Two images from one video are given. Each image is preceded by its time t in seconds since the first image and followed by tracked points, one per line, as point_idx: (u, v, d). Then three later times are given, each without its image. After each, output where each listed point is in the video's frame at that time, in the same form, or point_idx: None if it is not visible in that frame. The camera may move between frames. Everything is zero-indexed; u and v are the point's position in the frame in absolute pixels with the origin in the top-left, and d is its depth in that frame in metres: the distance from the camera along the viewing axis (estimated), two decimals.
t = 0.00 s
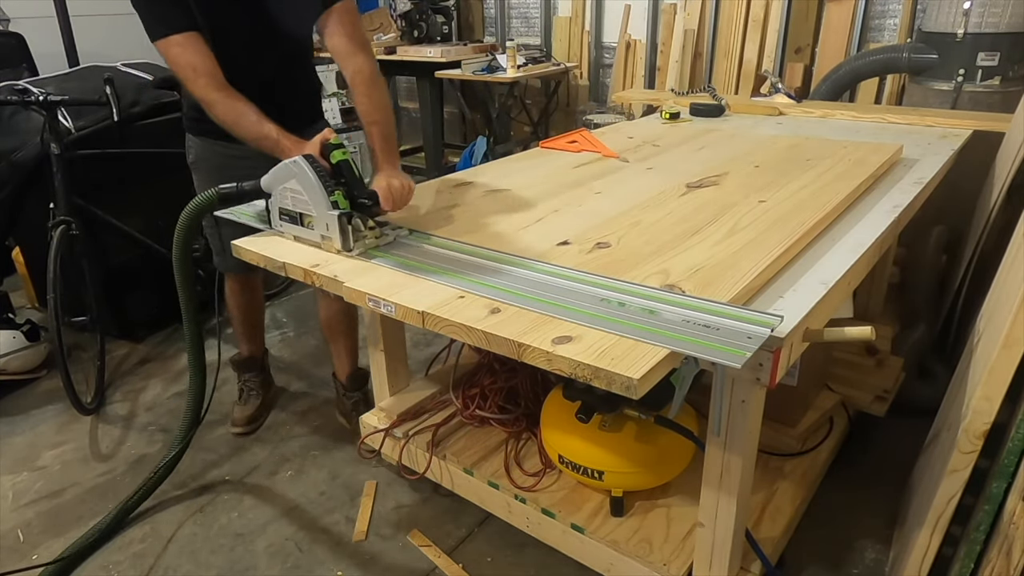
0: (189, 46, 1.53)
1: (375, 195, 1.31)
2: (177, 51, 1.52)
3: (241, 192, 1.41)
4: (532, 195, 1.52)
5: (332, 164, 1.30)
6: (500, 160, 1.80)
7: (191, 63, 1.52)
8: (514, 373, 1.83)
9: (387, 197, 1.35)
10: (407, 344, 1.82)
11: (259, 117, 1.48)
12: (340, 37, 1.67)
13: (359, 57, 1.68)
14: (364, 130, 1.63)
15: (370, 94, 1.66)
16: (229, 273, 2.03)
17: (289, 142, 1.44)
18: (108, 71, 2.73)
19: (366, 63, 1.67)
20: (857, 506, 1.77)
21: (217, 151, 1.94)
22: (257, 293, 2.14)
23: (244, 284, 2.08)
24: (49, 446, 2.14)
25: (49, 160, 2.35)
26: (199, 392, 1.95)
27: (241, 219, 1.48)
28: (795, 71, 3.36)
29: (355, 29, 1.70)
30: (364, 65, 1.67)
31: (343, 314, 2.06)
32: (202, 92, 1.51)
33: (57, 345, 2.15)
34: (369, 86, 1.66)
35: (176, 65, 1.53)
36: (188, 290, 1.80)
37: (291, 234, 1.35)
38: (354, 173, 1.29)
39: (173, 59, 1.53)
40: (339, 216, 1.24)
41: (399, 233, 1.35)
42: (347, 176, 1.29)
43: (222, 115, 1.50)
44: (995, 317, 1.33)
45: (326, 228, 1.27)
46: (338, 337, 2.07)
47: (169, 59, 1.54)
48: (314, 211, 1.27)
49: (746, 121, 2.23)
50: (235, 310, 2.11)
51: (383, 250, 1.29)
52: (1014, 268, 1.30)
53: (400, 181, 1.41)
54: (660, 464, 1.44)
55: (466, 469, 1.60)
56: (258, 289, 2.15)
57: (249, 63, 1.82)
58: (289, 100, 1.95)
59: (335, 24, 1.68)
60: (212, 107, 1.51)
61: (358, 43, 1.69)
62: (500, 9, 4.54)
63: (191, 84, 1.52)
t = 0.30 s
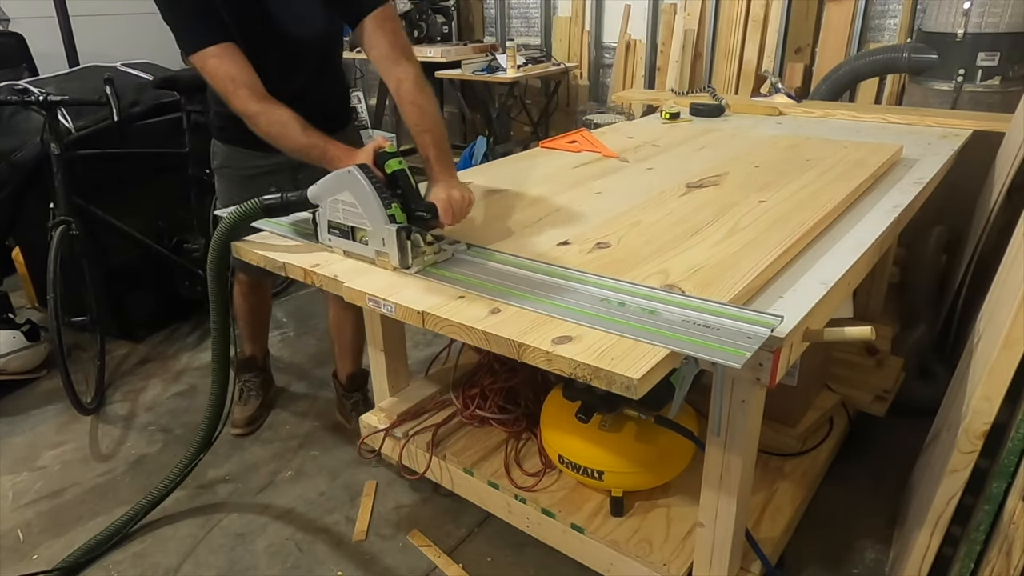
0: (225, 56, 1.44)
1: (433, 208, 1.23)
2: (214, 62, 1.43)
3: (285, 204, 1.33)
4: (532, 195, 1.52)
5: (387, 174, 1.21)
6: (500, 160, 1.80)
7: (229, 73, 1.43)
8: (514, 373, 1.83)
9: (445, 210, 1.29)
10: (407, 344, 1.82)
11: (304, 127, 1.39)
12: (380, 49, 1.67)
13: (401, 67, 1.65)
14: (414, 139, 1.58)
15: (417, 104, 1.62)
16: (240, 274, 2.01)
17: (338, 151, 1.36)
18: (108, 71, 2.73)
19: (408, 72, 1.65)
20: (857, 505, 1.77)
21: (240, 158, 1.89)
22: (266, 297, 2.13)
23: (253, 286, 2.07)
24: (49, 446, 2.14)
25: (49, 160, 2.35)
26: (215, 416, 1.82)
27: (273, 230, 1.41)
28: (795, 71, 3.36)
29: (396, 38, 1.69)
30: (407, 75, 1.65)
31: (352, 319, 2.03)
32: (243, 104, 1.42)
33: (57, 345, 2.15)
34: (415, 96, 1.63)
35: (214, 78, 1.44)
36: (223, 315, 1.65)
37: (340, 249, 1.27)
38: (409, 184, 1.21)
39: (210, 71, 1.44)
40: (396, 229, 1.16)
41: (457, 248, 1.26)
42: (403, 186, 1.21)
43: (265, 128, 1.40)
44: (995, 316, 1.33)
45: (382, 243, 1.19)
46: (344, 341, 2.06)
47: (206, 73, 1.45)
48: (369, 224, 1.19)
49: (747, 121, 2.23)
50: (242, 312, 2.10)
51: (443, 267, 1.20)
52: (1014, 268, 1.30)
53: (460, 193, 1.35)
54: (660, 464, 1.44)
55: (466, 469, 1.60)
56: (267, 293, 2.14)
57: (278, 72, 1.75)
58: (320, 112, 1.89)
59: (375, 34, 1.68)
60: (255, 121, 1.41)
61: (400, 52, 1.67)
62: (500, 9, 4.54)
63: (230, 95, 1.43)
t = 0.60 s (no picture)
0: (267, 54, 1.33)
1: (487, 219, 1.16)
2: (255, 60, 1.32)
3: (325, 213, 1.19)
4: (532, 196, 1.52)
5: (438, 183, 1.14)
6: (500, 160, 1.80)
7: (270, 71, 1.32)
8: (514, 373, 1.83)
9: (501, 222, 1.23)
10: (407, 344, 1.82)
11: (349, 130, 1.28)
12: (424, 53, 1.53)
13: (446, 71, 1.51)
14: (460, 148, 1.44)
15: (465, 109, 1.48)
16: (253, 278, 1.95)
17: (384, 158, 1.25)
18: (108, 71, 2.74)
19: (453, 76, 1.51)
20: (857, 505, 1.77)
21: (258, 155, 1.85)
22: (271, 297, 2.12)
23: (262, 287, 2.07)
24: (49, 446, 2.14)
25: (49, 160, 2.35)
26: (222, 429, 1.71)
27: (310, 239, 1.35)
28: (795, 71, 3.36)
29: (440, 42, 1.55)
30: (452, 79, 1.51)
31: (357, 318, 2.03)
32: (283, 105, 1.30)
33: (57, 345, 2.15)
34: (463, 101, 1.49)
35: (254, 77, 1.33)
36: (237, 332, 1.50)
37: (386, 261, 1.21)
38: (463, 193, 1.14)
39: (248, 69, 1.33)
40: (452, 243, 1.09)
41: (510, 262, 1.19)
42: (456, 196, 1.14)
43: (307, 131, 1.29)
44: (995, 316, 1.34)
45: (433, 257, 1.12)
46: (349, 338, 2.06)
47: (243, 71, 1.34)
48: (419, 237, 1.13)
49: (747, 121, 2.23)
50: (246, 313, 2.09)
51: (498, 282, 1.13)
52: (1014, 267, 1.30)
53: (514, 203, 1.29)
54: (660, 464, 1.44)
55: (466, 469, 1.60)
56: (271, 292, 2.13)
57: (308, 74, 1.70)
58: (346, 116, 1.85)
59: (419, 38, 1.55)
60: (296, 123, 1.30)
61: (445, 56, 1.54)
62: (500, 9, 4.54)
63: (269, 95, 1.31)
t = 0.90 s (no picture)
0: (318, 58, 1.25)
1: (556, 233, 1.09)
2: (305, 62, 1.24)
3: (378, 226, 1.11)
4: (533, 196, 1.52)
5: (505, 195, 1.07)
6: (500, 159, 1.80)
7: (320, 75, 1.23)
8: (514, 373, 1.83)
9: (573, 236, 1.14)
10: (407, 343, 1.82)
11: (403, 138, 1.21)
12: (472, 70, 1.47)
13: (497, 85, 1.44)
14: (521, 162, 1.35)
15: (522, 121, 1.40)
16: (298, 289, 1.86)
17: (444, 166, 1.19)
18: (108, 71, 2.74)
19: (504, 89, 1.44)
20: (857, 505, 1.77)
21: (284, 158, 1.81)
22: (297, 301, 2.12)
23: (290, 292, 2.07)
24: (49, 446, 2.14)
25: (49, 160, 2.35)
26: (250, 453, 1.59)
27: (359, 251, 1.27)
28: (795, 71, 3.36)
29: (489, 58, 1.49)
30: (503, 92, 1.44)
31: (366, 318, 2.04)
32: (332, 109, 1.21)
33: (57, 345, 2.15)
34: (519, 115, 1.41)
35: (301, 80, 1.24)
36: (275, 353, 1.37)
37: (444, 278, 1.13)
38: (530, 205, 1.07)
39: (295, 73, 1.24)
40: (525, 261, 1.01)
41: (578, 280, 1.12)
42: (524, 208, 1.07)
43: (361, 137, 1.20)
44: (995, 316, 1.34)
45: (502, 276, 1.04)
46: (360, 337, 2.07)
47: (290, 74, 1.25)
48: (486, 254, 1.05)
49: (746, 121, 2.23)
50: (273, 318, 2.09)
51: (571, 301, 1.05)
52: (1014, 267, 1.30)
53: (586, 217, 1.21)
54: (661, 464, 1.44)
55: (466, 469, 1.60)
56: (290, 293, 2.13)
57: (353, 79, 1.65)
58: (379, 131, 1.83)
59: (465, 57, 1.49)
60: (345, 127, 1.20)
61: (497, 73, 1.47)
62: (500, 9, 4.54)
63: (317, 98, 1.22)
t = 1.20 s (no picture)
0: (384, 57, 1.19)
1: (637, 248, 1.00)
2: (371, 60, 1.18)
3: (437, 240, 1.03)
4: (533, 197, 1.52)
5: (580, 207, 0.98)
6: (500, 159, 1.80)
7: (386, 73, 1.17)
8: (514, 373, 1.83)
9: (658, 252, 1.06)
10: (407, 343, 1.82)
11: (473, 143, 1.12)
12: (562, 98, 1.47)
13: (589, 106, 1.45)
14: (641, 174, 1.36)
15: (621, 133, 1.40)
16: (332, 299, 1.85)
17: (512, 174, 1.08)
18: (107, 71, 2.74)
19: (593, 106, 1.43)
20: (857, 505, 1.77)
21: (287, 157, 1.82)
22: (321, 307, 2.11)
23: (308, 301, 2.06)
24: (49, 446, 2.14)
25: (49, 160, 2.34)
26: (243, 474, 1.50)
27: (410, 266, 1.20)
28: (795, 71, 3.36)
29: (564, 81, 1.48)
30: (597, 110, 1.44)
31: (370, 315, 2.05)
32: (397, 106, 1.13)
33: (56, 345, 2.15)
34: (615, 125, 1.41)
35: (365, 77, 1.17)
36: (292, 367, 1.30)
37: (512, 297, 1.05)
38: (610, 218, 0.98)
39: (359, 69, 1.17)
40: (608, 280, 0.93)
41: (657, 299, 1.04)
42: (603, 222, 0.97)
43: (426, 135, 1.11)
44: (995, 316, 1.33)
45: (581, 296, 0.96)
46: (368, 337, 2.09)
47: (354, 70, 1.18)
48: (563, 272, 0.97)
49: (747, 121, 2.23)
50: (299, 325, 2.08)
51: (654, 324, 0.97)
52: (1014, 267, 1.30)
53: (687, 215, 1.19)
54: (661, 464, 1.44)
55: (466, 469, 1.60)
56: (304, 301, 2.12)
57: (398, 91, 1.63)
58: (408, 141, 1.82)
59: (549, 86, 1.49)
60: (410, 124, 1.12)
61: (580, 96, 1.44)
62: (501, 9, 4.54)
63: (381, 95, 1.14)
